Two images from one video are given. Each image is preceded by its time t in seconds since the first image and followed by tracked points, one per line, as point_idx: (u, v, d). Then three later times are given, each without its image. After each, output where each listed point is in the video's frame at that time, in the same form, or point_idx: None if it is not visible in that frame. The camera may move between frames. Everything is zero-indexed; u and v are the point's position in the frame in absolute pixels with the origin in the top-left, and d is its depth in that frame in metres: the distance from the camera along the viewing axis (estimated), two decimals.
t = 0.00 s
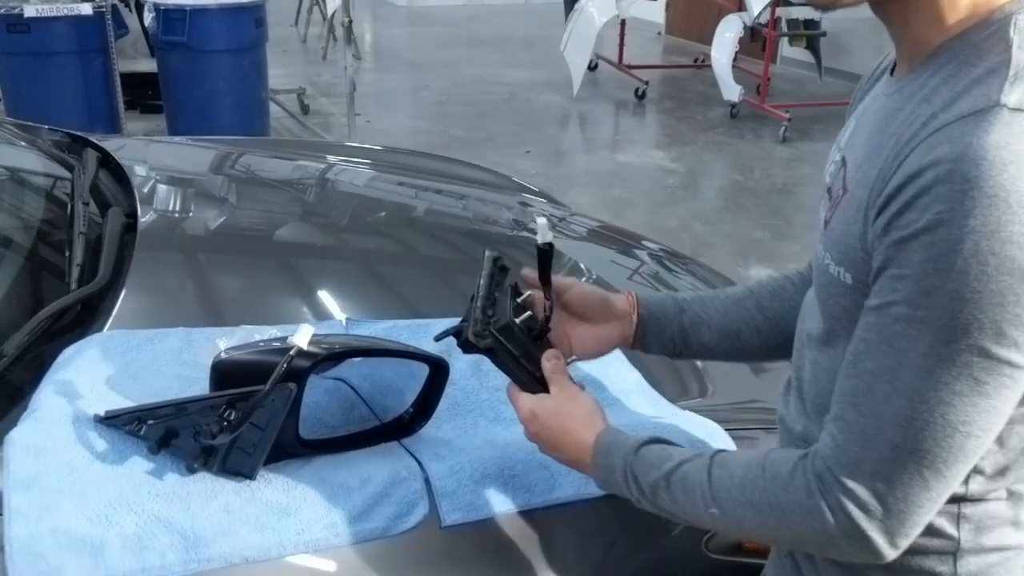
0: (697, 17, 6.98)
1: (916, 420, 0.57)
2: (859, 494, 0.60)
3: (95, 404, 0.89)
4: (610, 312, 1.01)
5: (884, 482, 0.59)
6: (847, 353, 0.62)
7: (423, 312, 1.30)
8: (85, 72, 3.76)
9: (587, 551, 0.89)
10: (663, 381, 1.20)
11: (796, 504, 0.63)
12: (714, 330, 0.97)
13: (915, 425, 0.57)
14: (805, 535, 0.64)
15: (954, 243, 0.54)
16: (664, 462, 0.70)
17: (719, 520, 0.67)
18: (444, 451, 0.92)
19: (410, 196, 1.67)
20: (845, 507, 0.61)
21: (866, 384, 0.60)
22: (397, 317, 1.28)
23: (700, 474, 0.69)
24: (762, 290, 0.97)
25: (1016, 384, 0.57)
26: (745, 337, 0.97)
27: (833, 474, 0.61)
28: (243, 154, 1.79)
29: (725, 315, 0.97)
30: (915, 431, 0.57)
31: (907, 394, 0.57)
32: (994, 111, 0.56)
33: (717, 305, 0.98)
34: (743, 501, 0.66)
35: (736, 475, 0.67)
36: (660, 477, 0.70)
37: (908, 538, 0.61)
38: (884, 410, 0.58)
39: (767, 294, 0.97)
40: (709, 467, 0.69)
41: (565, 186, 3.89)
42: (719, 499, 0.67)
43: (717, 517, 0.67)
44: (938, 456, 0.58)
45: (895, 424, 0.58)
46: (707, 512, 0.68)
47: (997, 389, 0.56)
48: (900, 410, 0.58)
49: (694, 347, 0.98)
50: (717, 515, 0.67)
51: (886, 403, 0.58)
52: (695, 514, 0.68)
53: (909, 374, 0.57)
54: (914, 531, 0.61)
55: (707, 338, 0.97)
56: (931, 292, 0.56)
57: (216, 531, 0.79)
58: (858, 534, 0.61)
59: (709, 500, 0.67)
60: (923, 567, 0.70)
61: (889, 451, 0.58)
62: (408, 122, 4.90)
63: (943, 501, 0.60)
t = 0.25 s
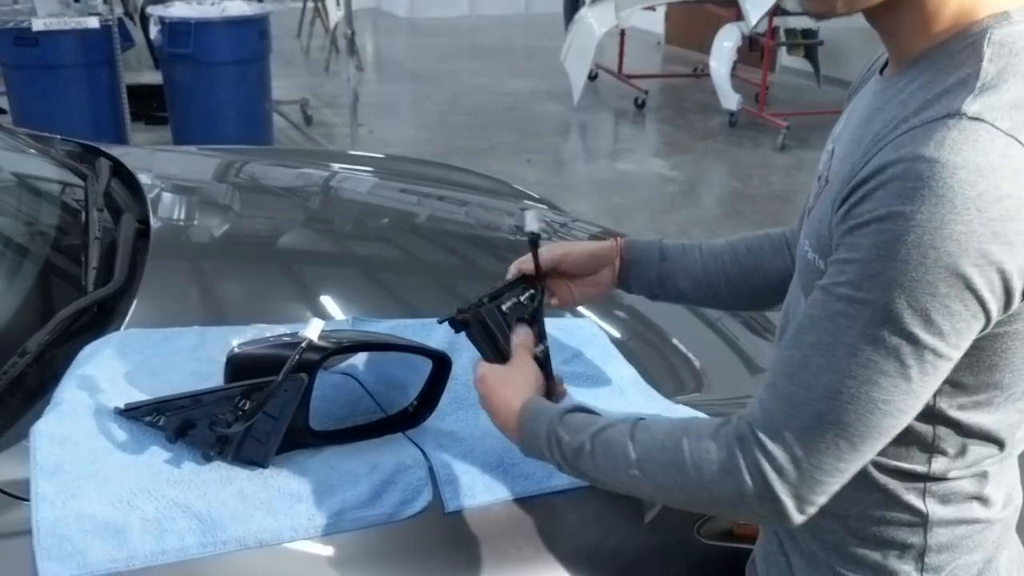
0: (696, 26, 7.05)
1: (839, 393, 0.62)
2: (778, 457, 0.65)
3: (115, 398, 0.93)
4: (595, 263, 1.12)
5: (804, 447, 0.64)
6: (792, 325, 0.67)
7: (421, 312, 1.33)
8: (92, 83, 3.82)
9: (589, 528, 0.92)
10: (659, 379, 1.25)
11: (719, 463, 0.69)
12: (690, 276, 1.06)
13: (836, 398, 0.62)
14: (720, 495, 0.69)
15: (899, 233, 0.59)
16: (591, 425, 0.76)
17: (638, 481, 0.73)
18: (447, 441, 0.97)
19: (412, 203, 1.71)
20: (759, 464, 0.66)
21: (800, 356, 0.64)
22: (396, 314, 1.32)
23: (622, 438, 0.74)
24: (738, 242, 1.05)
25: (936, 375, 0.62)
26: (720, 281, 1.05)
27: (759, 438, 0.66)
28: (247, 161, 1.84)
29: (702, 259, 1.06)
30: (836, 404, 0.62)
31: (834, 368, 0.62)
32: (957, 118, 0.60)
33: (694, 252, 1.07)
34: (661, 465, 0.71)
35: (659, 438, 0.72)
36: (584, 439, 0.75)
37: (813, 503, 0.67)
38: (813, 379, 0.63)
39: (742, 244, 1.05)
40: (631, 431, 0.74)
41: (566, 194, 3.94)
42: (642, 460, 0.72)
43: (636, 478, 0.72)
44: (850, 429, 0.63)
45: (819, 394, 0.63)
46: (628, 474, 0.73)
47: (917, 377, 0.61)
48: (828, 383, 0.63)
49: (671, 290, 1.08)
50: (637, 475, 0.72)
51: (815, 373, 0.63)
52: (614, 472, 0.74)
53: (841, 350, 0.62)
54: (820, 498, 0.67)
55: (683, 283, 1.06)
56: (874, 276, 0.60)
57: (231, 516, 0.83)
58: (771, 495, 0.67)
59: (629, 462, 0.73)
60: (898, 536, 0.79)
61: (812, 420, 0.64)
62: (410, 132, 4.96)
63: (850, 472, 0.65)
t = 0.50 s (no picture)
0: (690, 58, 7.14)
1: (831, 405, 0.68)
2: (777, 464, 0.71)
3: (139, 424, 0.96)
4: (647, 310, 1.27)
5: (799, 456, 0.70)
6: (786, 340, 0.72)
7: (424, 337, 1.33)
8: (96, 120, 3.87)
9: (599, 547, 0.94)
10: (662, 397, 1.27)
11: (727, 470, 0.75)
12: (748, 328, 1.13)
13: (828, 409, 0.68)
14: (728, 497, 0.75)
15: (882, 256, 0.64)
16: (608, 446, 0.84)
17: (655, 493, 0.81)
18: (461, 462, 0.99)
19: (412, 233, 1.73)
20: (760, 474, 0.72)
21: (794, 369, 0.70)
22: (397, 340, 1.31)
23: (637, 455, 0.82)
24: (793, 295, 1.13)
25: (921, 388, 0.67)
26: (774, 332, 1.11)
27: (759, 447, 0.72)
28: (248, 194, 1.88)
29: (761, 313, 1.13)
30: (828, 415, 0.68)
31: (825, 381, 0.68)
32: (940, 147, 0.65)
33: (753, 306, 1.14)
34: (675, 476, 0.79)
35: (671, 452, 0.80)
36: (605, 457, 0.84)
37: (814, 508, 0.72)
38: (807, 390, 0.69)
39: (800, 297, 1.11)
40: (643, 449, 0.82)
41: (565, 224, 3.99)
42: (655, 476, 0.80)
43: (652, 493, 0.81)
44: (843, 440, 0.68)
45: (812, 405, 0.69)
46: (644, 489, 0.81)
47: (903, 391, 0.67)
48: (820, 394, 0.68)
49: (726, 343, 1.16)
50: (651, 489, 0.80)
51: (809, 385, 0.69)
52: (634, 489, 0.82)
53: (831, 364, 0.68)
54: (820, 503, 0.72)
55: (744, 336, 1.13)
56: (859, 295, 0.66)
57: (254, 536, 0.85)
58: (773, 499, 0.73)
59: (644, 478, 0.81)
60: (893, 546, 0.82)
61: (805, 430, 0.69)
62: (410, 165, 5.01)
63: (846, 480, 0.71)
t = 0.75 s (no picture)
0: (659, 95, 7.27)
1: (809, 425, 0.74)
2: (765, 476, 0.77)
3: (145, 458, 0.97)
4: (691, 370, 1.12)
5: (781, 470, 0.76)
6: (777, 362, 0.78)
7: (398, 369, 1.36)
8: (73, 163, 3.87)
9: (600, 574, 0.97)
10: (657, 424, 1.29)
11: (726, 475, 0.81)
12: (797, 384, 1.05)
13: (806, 429, 0.74)
14: (726, 500, 0.82)
15: (849, 292, 0.70)
16: (637, 445, 0.89)
17: (671, 490, 0.86)
18: (463, 492, 1.01)
19: (388, 266, 1.77)
20: (751, 483, 0.78)
21: (781, 390, 0.76)
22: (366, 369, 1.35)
23: (655, 455, 0.87)
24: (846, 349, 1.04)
25: (894, 414, 0.72)
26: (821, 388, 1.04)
27: (750, 459, 0.78)
28: (224, 233, 1.90)
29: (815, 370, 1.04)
30: (807, 434, 0.74)
31: (805, 403, 0.74)
32: (906, 188, 0.70)
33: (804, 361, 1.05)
34: (686, 477, 0.84)
35: (688, 454, 0.85)
36: (634, 457, 0.88)
37: (802, 517, 0.78)
38: (789, 409, 0.75)
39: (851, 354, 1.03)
40: (662, 450, 0.87)
41: (541, 259, 4.03)
42: (672, 475, 0.85)
43: (669, 488, 0.86)
44: (822, 456, 0.74)
45: (793, 424, 0.75)
46: (662, 485, 0.87)
47: (875, 416, 0.72)
48: (801, 414, 0.74)
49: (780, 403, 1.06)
50: (668, 487, 0.86)
51: (791, 405, 0.75)
52: (655, 484, 0.87)
53: (809, 389, 0.73)
54: (809, 513, 0.78)
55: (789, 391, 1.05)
56: (830, 325, 0.71)
57: (264, 567, 0.87)
58: (765, 506, 0.79)
59: (662, 475, 0.86)
60: (885, 561, 0.85)
61: (787, 446, 0.75)
62: (385, 203, 5.04)
63: (830, 493, 0.76)
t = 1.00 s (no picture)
0: (608, 127, 7.39)
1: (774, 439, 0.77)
2: (730, 485, 0.80)
3: (123, 490, 0.97)
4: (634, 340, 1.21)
5: (745, 480, 0.79)
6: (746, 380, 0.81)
7: (348, 399, 1.37)
8: (22, 196, 3.81)
9: None
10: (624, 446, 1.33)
11: (691, 481, 0.84)
12: (733, 355, 1.13)
13: (772, 442, 0.77)
14: (689, 506, 0.84)
15: (818, 317, 0.73)
16: (608, 452, 0.91)
17: (638, 497, 0.88)
18: (443, 517, 1.03)
19: (341, 295, 1.79)
20: (715, 491, 0.81)
21: (747, 406, 0.79)
22: (315, 396, 1.37)
23: (625, 463, 0.89)
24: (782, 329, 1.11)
25: (856, 434, 0.75)
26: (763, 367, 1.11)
27: (716, 469, 0.81)
28: (175, 264, 1.89)
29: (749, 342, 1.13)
30: (771, 448, 0.77)
31: (770, 419, 0.77)
32: (872, 222, 0.74)
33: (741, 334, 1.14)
34: (651, 483, 0.87)
35: (658, 460, 0.88)
36: (604, 462, 0.91)
37: (763, 526, 0.81)
38: (755, 422, 0.78)
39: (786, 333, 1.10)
40: (632, 457, 0.89)
41: (497, 288, 4.05)
42: (639, 481, 0.88)
43: (637, 494, 0.88)
44: (786, 469, 0.77)
45: (759, 437, 0.78)
46: (631, 490, 0.89)
47: (839, 435, 0.75)
48: (767, 429, 0.78)
49: (717, 368, 1.14)
50: (636, 493, 0.88)
51: (757, 419, 0.78)
52: (622, 488, 0.89)
53: (775, 405, 0.77)
54: (770, 522, 0.81)
55: (724, 361, 1.13)
56: (799, 347, 0.75)
57: None
58: (726, 514, 0.82)
59: (631, 482, 0.88)
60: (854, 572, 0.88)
61: (752, 458, 0.78)
62: (339, 234, 5.03)
63: (790, 504, 0.79)
